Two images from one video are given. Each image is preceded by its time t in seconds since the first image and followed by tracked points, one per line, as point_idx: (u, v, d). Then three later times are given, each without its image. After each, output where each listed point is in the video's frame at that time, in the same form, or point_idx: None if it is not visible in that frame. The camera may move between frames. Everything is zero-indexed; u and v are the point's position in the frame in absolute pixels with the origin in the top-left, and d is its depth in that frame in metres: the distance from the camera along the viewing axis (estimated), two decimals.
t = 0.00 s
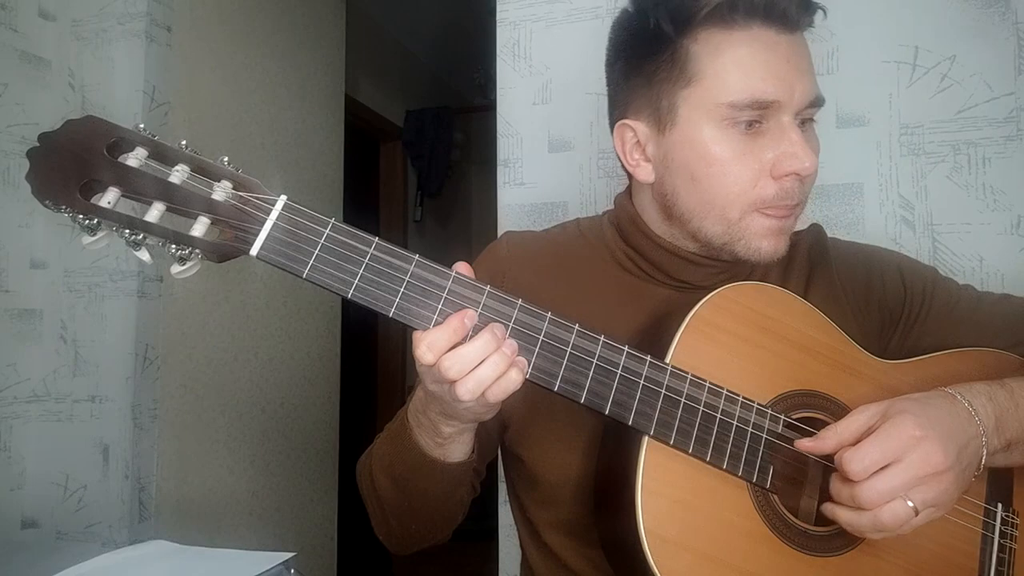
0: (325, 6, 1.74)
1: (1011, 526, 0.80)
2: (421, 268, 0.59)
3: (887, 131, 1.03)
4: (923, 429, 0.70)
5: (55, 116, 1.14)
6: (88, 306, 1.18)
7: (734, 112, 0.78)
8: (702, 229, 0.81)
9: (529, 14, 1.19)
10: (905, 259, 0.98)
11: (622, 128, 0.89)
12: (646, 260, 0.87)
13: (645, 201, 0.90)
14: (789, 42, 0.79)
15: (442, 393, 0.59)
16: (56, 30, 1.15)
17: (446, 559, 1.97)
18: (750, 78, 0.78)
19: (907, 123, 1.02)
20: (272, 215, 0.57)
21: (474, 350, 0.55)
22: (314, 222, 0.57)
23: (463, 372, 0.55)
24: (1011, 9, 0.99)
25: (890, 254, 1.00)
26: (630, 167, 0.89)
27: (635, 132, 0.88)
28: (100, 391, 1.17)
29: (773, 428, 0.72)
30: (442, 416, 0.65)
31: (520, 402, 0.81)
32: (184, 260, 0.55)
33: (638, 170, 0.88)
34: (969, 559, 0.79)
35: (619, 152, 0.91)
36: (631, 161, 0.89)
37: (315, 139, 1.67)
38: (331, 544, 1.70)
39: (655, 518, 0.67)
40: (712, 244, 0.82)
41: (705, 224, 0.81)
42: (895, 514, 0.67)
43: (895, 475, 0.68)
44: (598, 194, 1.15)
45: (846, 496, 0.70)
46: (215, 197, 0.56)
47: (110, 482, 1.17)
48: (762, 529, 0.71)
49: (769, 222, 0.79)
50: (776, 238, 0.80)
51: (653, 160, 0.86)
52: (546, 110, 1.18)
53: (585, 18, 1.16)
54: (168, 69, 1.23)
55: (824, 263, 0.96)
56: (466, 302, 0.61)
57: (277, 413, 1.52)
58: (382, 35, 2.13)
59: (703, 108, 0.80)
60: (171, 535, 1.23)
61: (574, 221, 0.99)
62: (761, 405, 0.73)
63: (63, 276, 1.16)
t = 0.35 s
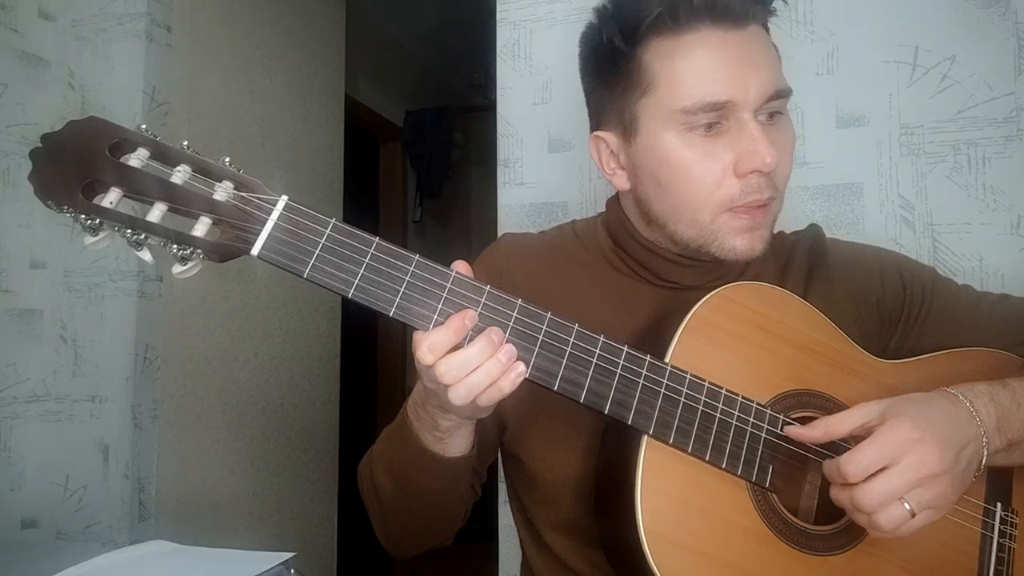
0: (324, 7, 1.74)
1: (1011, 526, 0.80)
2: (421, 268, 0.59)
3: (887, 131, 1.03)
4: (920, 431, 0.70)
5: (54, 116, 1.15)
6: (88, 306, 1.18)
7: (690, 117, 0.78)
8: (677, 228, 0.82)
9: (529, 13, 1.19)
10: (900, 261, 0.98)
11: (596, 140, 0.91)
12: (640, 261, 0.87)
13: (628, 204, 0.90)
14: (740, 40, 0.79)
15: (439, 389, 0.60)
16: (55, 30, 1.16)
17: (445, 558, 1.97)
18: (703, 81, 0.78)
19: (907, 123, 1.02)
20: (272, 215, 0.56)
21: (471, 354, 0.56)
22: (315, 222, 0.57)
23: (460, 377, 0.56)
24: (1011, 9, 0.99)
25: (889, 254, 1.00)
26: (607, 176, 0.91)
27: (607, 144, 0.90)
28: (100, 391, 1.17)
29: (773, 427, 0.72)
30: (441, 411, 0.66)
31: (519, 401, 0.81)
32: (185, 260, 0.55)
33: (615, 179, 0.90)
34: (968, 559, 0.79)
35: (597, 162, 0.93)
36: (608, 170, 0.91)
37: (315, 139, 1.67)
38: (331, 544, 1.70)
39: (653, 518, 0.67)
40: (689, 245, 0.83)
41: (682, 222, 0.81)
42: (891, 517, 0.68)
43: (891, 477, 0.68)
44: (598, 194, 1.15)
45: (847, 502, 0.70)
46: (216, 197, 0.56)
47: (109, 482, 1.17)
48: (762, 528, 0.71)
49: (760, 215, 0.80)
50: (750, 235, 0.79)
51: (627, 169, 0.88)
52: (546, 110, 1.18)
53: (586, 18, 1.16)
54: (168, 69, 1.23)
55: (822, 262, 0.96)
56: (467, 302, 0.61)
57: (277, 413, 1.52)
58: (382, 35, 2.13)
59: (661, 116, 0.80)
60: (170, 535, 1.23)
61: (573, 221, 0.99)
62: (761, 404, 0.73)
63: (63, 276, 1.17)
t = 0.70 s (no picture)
0: (325, 6, 1.74)
1: (1006, 524, 0.80)
2: (410, 274, 0.59)
3: (887, 131, 1.03)
4: (910, 428, 0.70)
5: (55, 117, 1.15)
6: (88, 305, 1.18)
7: (695, 104, 0.78)
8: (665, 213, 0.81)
9: (529, 14, 1.19)
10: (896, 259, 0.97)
11: (599, 118, 0.91)
12: (636, 263, 0.87)
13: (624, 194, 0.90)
14: (755, 36, 0.79)
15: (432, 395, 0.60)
16: (55, 30, 1.16)
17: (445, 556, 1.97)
18: (714, 71, 0.78)
19: (907, 123, 1.02)
20: (261, 224, 0.57)
21: (461, 359, 0.55)
22: (304, 231, 0.57)
23: (451, 383, 0.55)
24: (1010, 9, 0.98)
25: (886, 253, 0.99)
26: (606, 156, 0.91)
27: (610, 123, 0.89)
28: (100, 391, 1.18)
29: (766, 429, 0.72)
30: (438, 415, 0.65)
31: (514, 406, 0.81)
32: (174, 269, 0.55)
33: (613, 159, 0.89)
34: (965, 557, 0.79)
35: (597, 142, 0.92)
36: (607, 150, 0.90)
37: (315, 139, 1.67)
38: (331, 543, 1.70)
39: (647, 521, 0.67)
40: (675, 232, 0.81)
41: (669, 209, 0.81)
42: (881, 510, 0.68)
43: (879, 472, 0.68)
44: (598, 194, 1.15)
45: (832, 497, 0.69)
46: (204, 206, 0.56)
47: (110, 481, 1.17)
48: (758, 531, 0.71)
49: (756, 211, 0.79)
50: (739, 225, 0.78)
51: (625, 150, 0.87)
52: (545, 110, 1.18)
53: (585, 18, 1.15)
54: (168, 69, 1.23)
55: (817, 261, 0.95)
56: (457, 308, 0.61)
57: (277, 412, 1.52)
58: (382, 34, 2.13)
59: (667, 100, 0.80)
60: (171, 534, 1.23)
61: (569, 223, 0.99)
62: (754, 407, 0.73)
63: (63, 277, 1.17)
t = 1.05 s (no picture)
0: (325, 7, 1.74)
1: (1006, 524, 0.80)
2: (413, 272, 0.59)
3: (887, 131, 1.03)
4: (914, 423, 0.70)
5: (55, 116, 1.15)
6: (88, 305, 1.18)
7: (724, 128, 0.77)
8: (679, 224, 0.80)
9: (529, 14, 1.19)
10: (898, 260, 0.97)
11: (621, 109, 0.89)
12: (638, 263, 0.87)
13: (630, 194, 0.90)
14: (799, 71, 0.77)
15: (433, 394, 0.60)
16: (56, 30, 1.16)
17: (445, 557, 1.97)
18: (750, 100, 0.76)
19: (907, 123, 1.02)
20: (265, 221, 0.57)
21: (463, 357, 0.55)
22: (307, 228, 0.57)
23: (454, 380, 0.55)
24: (1010, 9, 0.98)
25: (886, 253, 0.99)
26: (622, 147, 0.89)
27: (632, 116, 0.87)
28: (100, 391, 1.18)
29: (767, 428, 0.72)
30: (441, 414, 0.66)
31: (518, 404, 0.81)
32: (178, 267, 0.55)
33: (628, 153, 0.88)
34: (965, 557, 0.79)
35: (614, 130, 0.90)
36: (624, 141, 0.88)
37: (316, 138, 1.67)
38: (331, 544, 1.70)
39: (649, 520, 0.67)
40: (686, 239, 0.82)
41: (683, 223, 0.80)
42: (886, 508, 0.68)
43: (883, 469, 0.68)
44: (598, 194, 1.15)
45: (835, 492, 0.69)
46: (209, 204, 0.56)
47: (109, 481, 1.17)
48: (759, 529, 0.71)
49: (759, 239, 0.80)
50: (740, 248, 0.80)
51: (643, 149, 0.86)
52: (545, 110, 1.18)
53: (585, 18, 1.15)
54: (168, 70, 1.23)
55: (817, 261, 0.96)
56: (459, 306, 0.61)
57: (277, 413, 1.52)
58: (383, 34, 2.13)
59: (695, 118, 0.78)
60: (170, 535, 1.23)
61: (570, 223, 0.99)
62: (756, 406, 0.73)
63: (64, 276, 1.17)
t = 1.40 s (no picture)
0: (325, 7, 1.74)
1: (1009, 526, 0.80)
2: (418, 270, 0.60)
3: (888, 131, 1.01)
4: (916, 428, 0.70)
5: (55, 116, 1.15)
6: (88, 305, 1.18)
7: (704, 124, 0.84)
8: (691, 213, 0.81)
9: (529, 14, 1.19)
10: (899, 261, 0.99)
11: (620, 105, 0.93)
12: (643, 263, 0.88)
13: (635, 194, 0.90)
14: (777, 74, 0.84)
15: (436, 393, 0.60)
16: (56, 30, 1.16)
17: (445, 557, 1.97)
18: (729, 102, 0.83)
19: (907, 123, 1.01)
20: (269, 218, 0.57)
21: (467, 354, 0.56)
22: (311, 225, 0.57)
23: (458, 377, 0.55)
24: (1011, 9, 0.99)
25: (888, 257, 1.00)
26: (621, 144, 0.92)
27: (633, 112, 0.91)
28: (100, 391, 1.18)
29: (770, 428, 0.72)
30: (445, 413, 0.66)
31: (521, 403, 0.81)
32: (182, 263, 0.56)
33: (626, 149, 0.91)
34: (967, 558, 0.79)
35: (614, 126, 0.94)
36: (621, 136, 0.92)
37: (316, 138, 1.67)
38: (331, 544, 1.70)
39: (651, 519, 0.67)
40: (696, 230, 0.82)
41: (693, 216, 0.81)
42: (880, 511, 0.68)
43: (886, 473, 0.68)
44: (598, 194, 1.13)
45: (838, 497, 0.69)
46: (213, 201, 0.56)
47: (110, 482, 1.17)
48: (761, 529, 0.71)
49: (739, 239, 0.86)
50: (721, 248, 0.86)
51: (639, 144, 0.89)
52: (545, 111, 1.18)
53: (585, 18, 1.15)
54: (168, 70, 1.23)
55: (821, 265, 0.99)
56: (463, 305, 0.61)
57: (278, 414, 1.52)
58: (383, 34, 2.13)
59: (678, 116, 0.85)
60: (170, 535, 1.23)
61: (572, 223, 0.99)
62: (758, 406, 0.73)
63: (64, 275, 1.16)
